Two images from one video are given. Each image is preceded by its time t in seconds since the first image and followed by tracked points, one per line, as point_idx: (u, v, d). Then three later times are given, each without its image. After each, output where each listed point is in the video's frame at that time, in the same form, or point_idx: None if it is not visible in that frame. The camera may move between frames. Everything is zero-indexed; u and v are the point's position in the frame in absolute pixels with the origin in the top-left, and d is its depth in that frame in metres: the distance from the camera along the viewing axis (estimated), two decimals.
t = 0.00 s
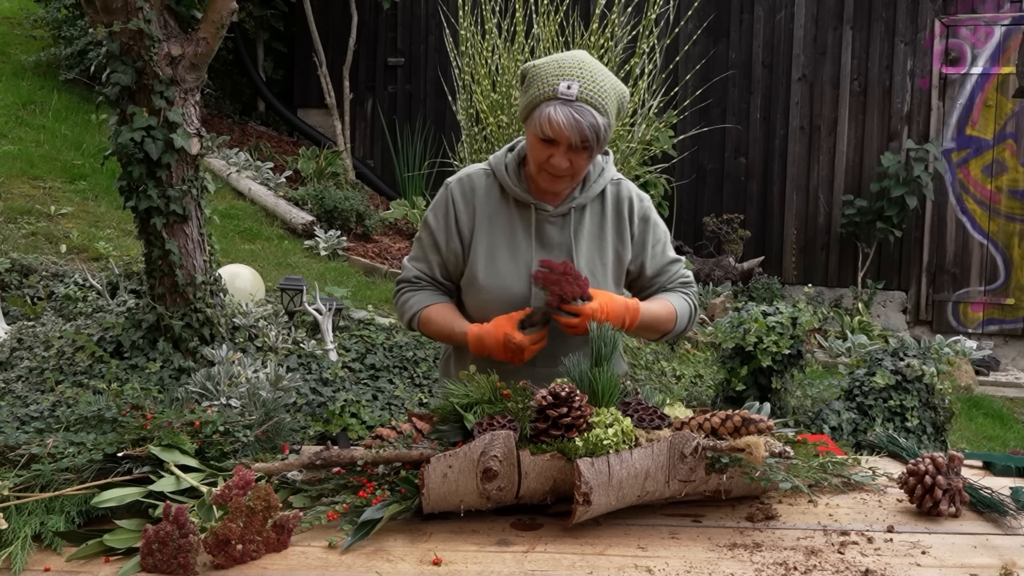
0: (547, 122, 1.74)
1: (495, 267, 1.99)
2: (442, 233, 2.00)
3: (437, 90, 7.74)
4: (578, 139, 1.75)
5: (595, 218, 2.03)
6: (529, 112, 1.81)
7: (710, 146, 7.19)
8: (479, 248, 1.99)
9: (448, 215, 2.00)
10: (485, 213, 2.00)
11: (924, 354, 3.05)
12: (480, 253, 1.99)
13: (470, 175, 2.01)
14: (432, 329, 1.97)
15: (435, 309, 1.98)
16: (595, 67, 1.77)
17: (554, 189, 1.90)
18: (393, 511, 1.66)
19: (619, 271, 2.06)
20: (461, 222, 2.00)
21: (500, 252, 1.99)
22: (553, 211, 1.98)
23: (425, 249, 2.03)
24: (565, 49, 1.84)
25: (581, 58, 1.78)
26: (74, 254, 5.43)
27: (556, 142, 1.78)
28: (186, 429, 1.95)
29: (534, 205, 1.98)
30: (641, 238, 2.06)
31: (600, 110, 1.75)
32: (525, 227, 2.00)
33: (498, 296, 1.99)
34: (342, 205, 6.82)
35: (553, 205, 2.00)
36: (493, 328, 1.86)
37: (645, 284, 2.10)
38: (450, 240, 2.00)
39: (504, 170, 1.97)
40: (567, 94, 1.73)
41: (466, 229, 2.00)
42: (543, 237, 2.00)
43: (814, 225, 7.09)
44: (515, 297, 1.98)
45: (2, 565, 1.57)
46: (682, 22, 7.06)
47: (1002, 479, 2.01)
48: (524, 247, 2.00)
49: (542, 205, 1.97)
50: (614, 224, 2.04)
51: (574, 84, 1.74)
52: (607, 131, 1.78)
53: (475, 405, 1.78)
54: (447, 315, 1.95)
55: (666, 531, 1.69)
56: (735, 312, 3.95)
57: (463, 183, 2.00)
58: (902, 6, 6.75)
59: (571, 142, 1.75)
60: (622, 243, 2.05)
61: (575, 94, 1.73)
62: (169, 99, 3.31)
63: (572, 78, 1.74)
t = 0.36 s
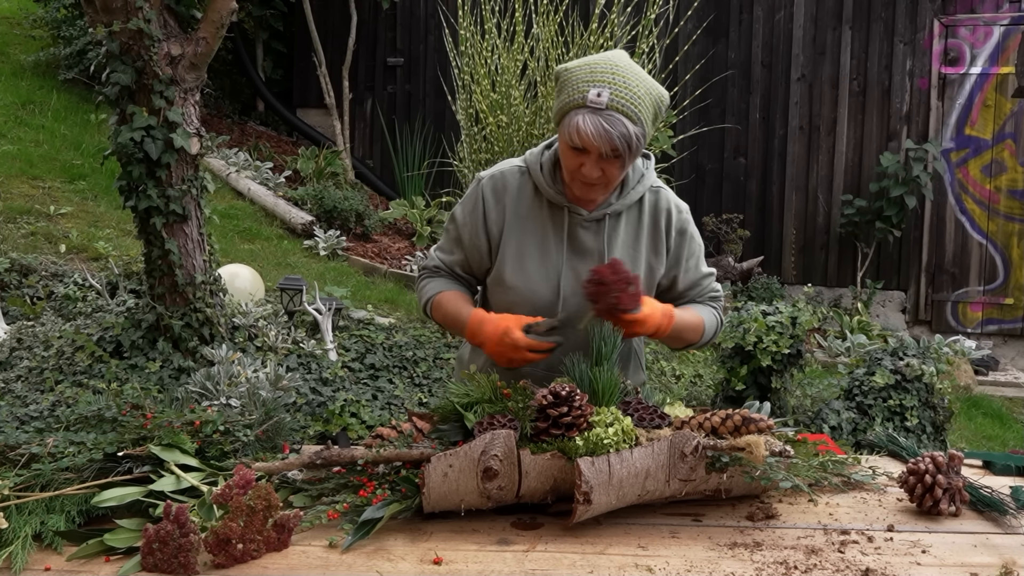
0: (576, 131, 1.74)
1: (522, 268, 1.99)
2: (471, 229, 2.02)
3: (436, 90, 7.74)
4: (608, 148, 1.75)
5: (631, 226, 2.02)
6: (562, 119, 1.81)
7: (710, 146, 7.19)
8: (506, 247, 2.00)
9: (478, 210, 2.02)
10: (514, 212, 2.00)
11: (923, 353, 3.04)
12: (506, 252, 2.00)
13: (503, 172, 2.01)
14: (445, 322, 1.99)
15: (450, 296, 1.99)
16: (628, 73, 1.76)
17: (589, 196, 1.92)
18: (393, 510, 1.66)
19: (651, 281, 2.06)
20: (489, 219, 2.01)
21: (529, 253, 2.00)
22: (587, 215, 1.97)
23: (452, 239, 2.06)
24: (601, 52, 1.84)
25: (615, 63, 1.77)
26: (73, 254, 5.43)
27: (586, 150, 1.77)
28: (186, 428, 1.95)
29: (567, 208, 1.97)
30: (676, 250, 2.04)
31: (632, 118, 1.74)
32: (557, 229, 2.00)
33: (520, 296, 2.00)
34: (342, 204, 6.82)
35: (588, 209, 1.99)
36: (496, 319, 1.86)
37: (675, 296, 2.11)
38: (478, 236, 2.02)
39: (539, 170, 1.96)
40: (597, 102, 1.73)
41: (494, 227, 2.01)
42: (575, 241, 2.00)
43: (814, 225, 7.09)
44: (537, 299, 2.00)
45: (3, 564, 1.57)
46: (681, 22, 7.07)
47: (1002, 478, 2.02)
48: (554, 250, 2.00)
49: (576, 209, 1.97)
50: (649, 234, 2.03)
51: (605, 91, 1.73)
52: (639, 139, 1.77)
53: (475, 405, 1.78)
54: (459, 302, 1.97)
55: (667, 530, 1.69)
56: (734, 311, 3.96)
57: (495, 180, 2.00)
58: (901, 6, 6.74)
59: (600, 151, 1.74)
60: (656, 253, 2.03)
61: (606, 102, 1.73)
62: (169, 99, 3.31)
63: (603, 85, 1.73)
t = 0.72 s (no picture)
0: (550, 132, 1.65)
1: (503, 273, 1.88)
2: (449, 234, 1.91)
3: (435, 90, 7.74)
4: (585, 149, 1.66)
5: (607, 219, 1.92)
6: (537, 121, 1.73)
7: (708, 146, 7.20)
8: (487, 253, 1.89)
9: (455, 215, 1.90)
10: (493, 215, 1.89)
11: (922, 353, 3.04)
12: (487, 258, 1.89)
13: (479, 175, 1.89)
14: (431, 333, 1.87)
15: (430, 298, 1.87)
16: (602, 73, 1.69)
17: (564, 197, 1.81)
18: (392, 510, 1.66)
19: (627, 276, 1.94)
20: (467, 223, 1.90)
21: (510, 258, 1.88)
22: (564, 214, 1.87)
23: (428, 248, 1.94)
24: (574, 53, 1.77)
25: (588, 62, 1.70)
26: (72, 254, 5.42)
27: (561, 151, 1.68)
28: (185, 428, 1.95)
29: (545, 208, 1.86)
30: (654, 241, 1.93)
31: (608, 119, 1.67)
32: (537, 232, 1.89)
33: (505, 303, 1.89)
34: (341, 204, 6.82)
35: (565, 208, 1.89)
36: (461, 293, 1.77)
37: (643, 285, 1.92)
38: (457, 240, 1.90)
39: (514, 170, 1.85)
40: (571, 103, 1.66)
41: (473, 232, 1.90)
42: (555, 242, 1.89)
43: (813, 224, 7.09)
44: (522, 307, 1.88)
45: (2, 564, 1.57)
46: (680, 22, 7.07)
47: (1001, 477, 2.02)
48: (536, 253, 1.89)
49: (554, 208, 1.86)
50: (626, 227, 1.93)
51: (579, 92, 1.66)
52: (614, 140, 1.69)
53: (474, 404, 1.78)
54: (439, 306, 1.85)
55: (666, 529, 1.69)
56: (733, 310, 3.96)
57: (470, 182, 1.89)
58: (899, 6, 6.74)
59: (575, 152, 1.65)
60: (633, 246, 1.93)
61: (580, 103, 1.66)
62: (168, 98, 3.31)
63: (577, 86, 1.66)
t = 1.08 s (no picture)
0: (459, 144, 1.61)
1: (445, 291, 1.90)
2: (386, 267, 1.91)
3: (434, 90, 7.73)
4: (497, 150, 1.63)
5: (534, 213, 1.93)
6: (439, 138, 1.68)
7: (708, 146, 7.20)
8: (425, 276, 1.90)
9: (387, 246, 1.90)
10: (423, 235, 1.90)
11: (921, 353, 3.04)
12: (426, 280, 1.90)
13: (398, 201, 1.89)
14: (402, 369, 1.90)
15: (397, 343, 1.90)
16: (486, 70, 1.67)
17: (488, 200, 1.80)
18: (393, 511, 1.66)
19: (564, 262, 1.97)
20: (401, 251, 1.90)
21: (447, 275, 1.90)
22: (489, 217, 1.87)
23: (369, 286, 1.95)
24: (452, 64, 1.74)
25: (470, 65, 1.68)
26: (71, 254, 5.42)
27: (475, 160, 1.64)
28: (186, 428, 1.96)
29: (470, 217, 1.86)
30: (582, 225, 1.97)
31: (509, 112, 1.65)
32: (467, 243, 1.89)
33: (457, 320, 1.91)
34: (341, 205, 6.82)
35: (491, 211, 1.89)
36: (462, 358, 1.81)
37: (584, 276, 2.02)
38: (396, 272, 1.91)
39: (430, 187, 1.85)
40: (470, 109, 1.62)
41: (409, 257, 1.91)
42: (487, 247, 1.90)
43: (812, 224, 7.10)
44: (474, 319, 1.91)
45: (2, 565, 1.57)
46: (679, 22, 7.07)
47: (1001, 478, 2.02)
48: (472, 263, 1.90)
49: (478, 214, 1.86)
50: (554, 216, 1.94)
51: (473, 96, 1.63)
52: (521, 132, 1.67)
53: (473, 405, 1.75)
54: (415, 345, 1.88)
55: (667, 529, 1.69)
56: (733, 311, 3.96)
57: (393, 212, 1.88)
58: (899, 6, 6.74)
59: (488, 156, 1.62)
60: (564, 233, 1.95)
61: (477, 106, 1.62)
62: (168, 98, 3.31)
63: (469, 92, 1.63)
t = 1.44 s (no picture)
0: (408, 164, 1.72)
1: (417, 303, 2.01)
2: (360, 283, 2.04)
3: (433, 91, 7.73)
4: (446, 160, 1.73)
5: (503, 217, 2.02)
6: (390, 156, 1.79)
7: (708, 147, 7.20)
8: (396, 288, 2.01)
9: (360, 264, 2.03)
10: (394, 249, 2.01)
11: (921, 353, 3.03)
12: (398, 292, 2.01)
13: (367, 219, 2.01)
14: (383, 378, 2.02)
15: (379, 360, 2.03)
16: (420, 82, 1.74)
17: (450, 208, 1.91)
18: (394, 512, 1.66)
19: (541, 265, 2.06)
20: (373, 264, 2.03)
21: (419, 286, 2.00)
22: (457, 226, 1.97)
23: (347, 299, 2.07)
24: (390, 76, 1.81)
25: (404, 79, 1.74)
26: (71, 254, 5.42)
27: (428, 173, 1.75)
28: (187, 429, 1.95)
29: (437, 228, 1.96)
30: (556, 226, 2.04)
31: (451, 119, 1.73)
32: (437, 254, 1.99)
33: (431, 328, 2.01)
34: (340, 205, 6.82)
35: (458, 219, 1.99)
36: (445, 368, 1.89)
37: (572, 274, 2.12)
38: (370, 287, 2.04)
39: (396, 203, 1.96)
40: (411, 128, 1.71)
41: (381, 272, 2.03)
42: (457, 256, 2.00)
43: (812, 224, 7.10)
44: (447, 327, 2.01)
45: (3, 567, 1.57)
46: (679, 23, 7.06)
47: (1002, 478, 2.02)
48: (442, 273, 2.00)
49: (445, 224, 1.96)
50: (524, 219, 2.03)
51: (411, 114, 1.71)
52: (467, 137, 1.77)
53: (474, 407, 1.77)
54: (396, 360, 2.00)
55: (668, 531, 1.69)
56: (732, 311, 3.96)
57: (362, 228, 2.00)
58: (898, 6, 6.74)
59: (439, 169, 1.73)
60: (535, 235, 2.03)
61: (417, 124, 1.71)
62: (168, 99, 3.31)
63: (407, 109, 1.71)
